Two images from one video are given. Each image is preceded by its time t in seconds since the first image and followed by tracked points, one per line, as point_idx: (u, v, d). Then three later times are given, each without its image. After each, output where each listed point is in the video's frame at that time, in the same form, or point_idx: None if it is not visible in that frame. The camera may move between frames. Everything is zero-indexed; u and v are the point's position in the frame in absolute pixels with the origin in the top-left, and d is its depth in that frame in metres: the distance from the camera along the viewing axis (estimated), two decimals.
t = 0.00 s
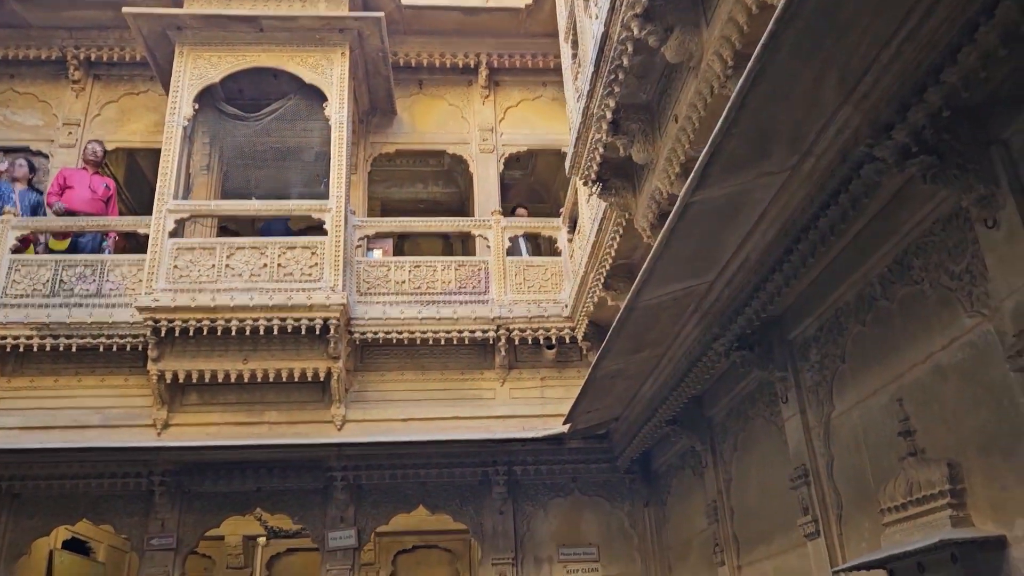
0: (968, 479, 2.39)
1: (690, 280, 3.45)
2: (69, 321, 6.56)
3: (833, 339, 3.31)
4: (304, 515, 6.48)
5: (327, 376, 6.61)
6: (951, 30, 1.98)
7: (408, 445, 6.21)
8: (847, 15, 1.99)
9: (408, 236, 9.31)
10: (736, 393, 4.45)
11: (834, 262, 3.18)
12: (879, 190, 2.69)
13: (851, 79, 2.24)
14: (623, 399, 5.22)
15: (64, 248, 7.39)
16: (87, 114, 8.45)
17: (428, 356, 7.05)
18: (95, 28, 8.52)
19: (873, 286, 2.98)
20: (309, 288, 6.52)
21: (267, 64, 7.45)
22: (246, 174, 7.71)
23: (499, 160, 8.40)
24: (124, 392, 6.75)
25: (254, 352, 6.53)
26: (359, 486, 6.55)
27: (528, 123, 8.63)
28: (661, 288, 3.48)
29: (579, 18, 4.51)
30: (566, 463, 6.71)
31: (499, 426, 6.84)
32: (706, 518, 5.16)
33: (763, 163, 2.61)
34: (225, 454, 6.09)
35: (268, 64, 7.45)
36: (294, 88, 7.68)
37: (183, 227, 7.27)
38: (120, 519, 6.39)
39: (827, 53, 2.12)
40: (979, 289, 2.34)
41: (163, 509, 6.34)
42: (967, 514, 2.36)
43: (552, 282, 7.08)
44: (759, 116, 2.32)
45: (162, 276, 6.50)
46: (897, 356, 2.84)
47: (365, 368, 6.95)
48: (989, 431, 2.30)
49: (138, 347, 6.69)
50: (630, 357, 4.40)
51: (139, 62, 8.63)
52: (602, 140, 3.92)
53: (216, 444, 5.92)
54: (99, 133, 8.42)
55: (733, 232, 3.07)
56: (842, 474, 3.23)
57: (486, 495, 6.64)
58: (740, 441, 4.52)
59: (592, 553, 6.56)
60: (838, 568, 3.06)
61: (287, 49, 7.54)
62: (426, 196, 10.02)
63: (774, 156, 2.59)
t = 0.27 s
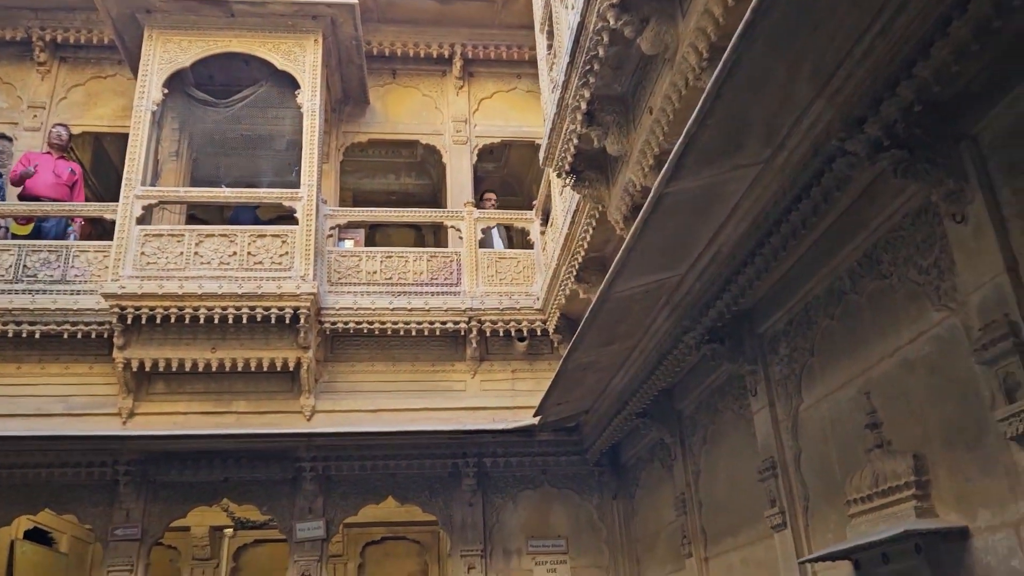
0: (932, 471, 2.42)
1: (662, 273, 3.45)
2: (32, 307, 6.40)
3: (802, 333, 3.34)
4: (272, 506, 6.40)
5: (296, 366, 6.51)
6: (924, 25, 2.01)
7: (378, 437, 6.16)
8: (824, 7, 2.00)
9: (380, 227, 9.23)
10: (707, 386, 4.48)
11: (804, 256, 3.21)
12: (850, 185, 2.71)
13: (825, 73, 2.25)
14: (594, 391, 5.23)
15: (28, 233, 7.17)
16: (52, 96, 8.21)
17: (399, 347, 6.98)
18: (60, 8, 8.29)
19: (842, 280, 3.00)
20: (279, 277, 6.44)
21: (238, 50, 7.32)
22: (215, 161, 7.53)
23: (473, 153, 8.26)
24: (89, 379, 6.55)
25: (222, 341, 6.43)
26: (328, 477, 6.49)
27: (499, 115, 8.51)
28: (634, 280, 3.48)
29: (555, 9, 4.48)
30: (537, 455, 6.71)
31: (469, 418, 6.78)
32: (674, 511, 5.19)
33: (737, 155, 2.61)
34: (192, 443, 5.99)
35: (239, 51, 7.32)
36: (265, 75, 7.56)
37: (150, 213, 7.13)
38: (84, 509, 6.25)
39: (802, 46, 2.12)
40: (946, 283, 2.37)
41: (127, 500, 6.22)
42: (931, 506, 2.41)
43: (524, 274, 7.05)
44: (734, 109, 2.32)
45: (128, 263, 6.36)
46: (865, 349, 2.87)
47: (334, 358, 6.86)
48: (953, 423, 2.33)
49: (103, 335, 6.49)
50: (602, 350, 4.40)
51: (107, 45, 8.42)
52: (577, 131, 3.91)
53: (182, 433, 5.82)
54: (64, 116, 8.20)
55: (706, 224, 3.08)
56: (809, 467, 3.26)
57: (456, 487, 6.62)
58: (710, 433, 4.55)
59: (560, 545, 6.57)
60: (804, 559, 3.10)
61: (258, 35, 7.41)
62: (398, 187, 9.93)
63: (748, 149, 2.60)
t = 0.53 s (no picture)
0: (898, 466, 2.45)
1: (634, 268, 3.45)
2: None
3: (772, 329, 3.37)
4: (237, 499, 6.31)
5: (262, 357, 6.42)
6: (899, 24, 2.02)
7: (345, 430, 6.10)
8: (801, 4, 2.00)
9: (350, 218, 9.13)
10: (676, 381, 4.50)
11: (775, 253, 3.23)
12: (822, 182, 2.73)
13: (801, 70, 2.26)
14: (564, 385, 5.23)
15: None
16: (12, 78, 7.98)
17: (368, 339, 6.91)
18: None
19: (812, 277, 3.02)
20: (246, 267, 6.33)
21: (207, 35, 7.13)
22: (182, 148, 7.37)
23: (445, 145, 8.14)
24: (48, 368, 6.38)
25: (186, 332, 6.31)
26: (294, 470, 6.42)
27: (471, 107, 8.40)
28: (606, 275, 3.47)
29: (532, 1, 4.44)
30: (505, 449, 6.69)
31: (438, 411, 6.75)
32: (642, 505, 5.22)
33: (712, 151, 2.61)
34: (154, 435, 5.88)
35: (208, 36, 7.13)
36: (234, 62, 7.41)
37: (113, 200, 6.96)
38: (41, 501, 6.09)
39: (778, 43, 2.12)
40: (915, 281, 2.40)
41: (86, 492, 6.08)
42: (897, 501, 2.44)
43: (495, 267, 7.01)
44: (710, 105, 2.32)
45: (90, 250, 6.22)
46: (833, 346, 2.90)
47: (302, 350, 6.77)
48: (919, 420, 2.36)
49: (64, 324, 6.35)
50: (573, 344, 4.40)
51: (71, 27, 8.18)
52: (551, 125, 3.88)
53: (145, 424, 5.71)
54: (25, 99, 7.97)
55: (679, 220, 3.08)
56: (777, 462, 3.29)
57: (424, 480, 6.58)
58: (679, 428, 4.57)
59: (528, 539, 6.57)
60: (770, 553, 3.13)
61: (228, 21, 7.23)
62: (369, 178, 9.82)
63: (723, 145, 2.60)
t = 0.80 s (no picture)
0: (870, 461, 2.50)
1: (610, 263, 3.46)
2: None
3: (745, 325, 3.40)
4: (202, 494, 6.21)
5: (230, 350, 6.33)
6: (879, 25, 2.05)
7: (314, 424, 6.04)
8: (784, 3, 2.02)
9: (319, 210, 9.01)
10: (649, 376, 4.53)
11: (750, 250, 3.26)
12: (798, 180, 2.76)
13: (781, 69, 2.28)
14: (536, 380, 5.23)
15: None
16: None
17: (338, 333, 6.83)
18: None
19: (786, 275, 3.06)
20: (214, 257, 6.23)
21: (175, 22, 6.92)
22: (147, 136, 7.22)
23: (417, 138, 8.03)
24: (6, 362, 6.18)
25: (152, 323, 6.19)
26: (261, 464, 6.34)
27: (444, 100, 8.29)
28: (583, 270, 3.48)
29: None
30: (476, 444, 6.68)
31: (408, 405, 6.71)
32: (613, 499, 5.25)
33: (691, 148, 2.62)
34: (117, 429, 5.75)
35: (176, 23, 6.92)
36: (203, 50, 7.22)
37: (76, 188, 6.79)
38: None
39: (760, 42, 2.14)
40: (888, 279, 2.44)
41: (46, 487, 5.93)
42: (868, 495, 2.49)
43: (467, 261, 6.98)
44: (691, 102, 2.33)
45: (53, 239, 6.07)
46: (806, 342, 2.94)
47: (271, 343, 6.68)
48: (891, 415, 2.41)
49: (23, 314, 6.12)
50: (547, 339, 4.40)
51: (32, 9, 7.95)
52: (528, 119, 3.87)
53: (108, 417, 5.58)
54: None
55: (656, 216, 3.09)
56: (748, 457, 3.33)
57: (393, 475, 6.54)
58: (650, 423, 4.60)
59: (498, 534, 6.56)
60: (742, 547, 3.17)
61: (196, 8, 7.03)
62: (339, 170, 9.71)
63: (702, 142, 2.61)
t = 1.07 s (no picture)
0: (843, 455, 2.54)
1: (588, 259, 3.48)
2: None
3: (721, 322, 3.44)
4: (171, 489, 6.12)
5: (200, 344, 6.23)
6: (859, 27, 2.08)
7: (286, 419, 5.98)
8: (767, 3, 2.04)
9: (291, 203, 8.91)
10: (624, 372, 4.56)
11: (726, 248, 3.29)
12: (775, 179, 2.80)
13: (762, 69, 2.31)
14: (511, 375, 5.24)
15: None
16: None
17: (310, 327, 6.77)
18: None
19: (762, 272, 3.10)
20: (185, 250, 6.14)
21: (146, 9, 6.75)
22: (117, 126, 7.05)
23: (391, 132, 7.98)
24: None
25: (120, 317, 6.08)
26: (231, 459, 6.27)
27: (417, 95, 8.24)
28: (560, 266, 3.49)
29: None
30: (449, 439, 6.67)
31: (381, 400, 6.67)
32: (587, 494, 5.27)
33: (671, 145, 2.64)
34: (84, 424, 5.64)
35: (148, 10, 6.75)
36: (174, 39, 7.08)
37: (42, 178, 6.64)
38: None
39: (743, 41, 2.16)
40: (864, 277, 2.49)
41: (9, 483, 5.80)
42: (841, 489, 2.53)
43: (442, 256, 6.95)
44: (674, 100, 2.35)
45: (18, 230, 5.92)
46: (782, 339, 2.98)
47: (242, 337, 6.60)
48: (865, 410, 2.45)
49: None
50: (523, 334, 4.41)
51: None
52: (507, 114, 3.87)
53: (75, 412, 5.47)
54: None
55: (635, 212, 3.11)
56: (723, 452, 3.37)
57: (366, 470, 6.51)
58: (625, 418, 4.64)
59: (470, 529, 6.55)
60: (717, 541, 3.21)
61: None
62: (310, 163, 9.60)
63: (682, 140, 2.63)
